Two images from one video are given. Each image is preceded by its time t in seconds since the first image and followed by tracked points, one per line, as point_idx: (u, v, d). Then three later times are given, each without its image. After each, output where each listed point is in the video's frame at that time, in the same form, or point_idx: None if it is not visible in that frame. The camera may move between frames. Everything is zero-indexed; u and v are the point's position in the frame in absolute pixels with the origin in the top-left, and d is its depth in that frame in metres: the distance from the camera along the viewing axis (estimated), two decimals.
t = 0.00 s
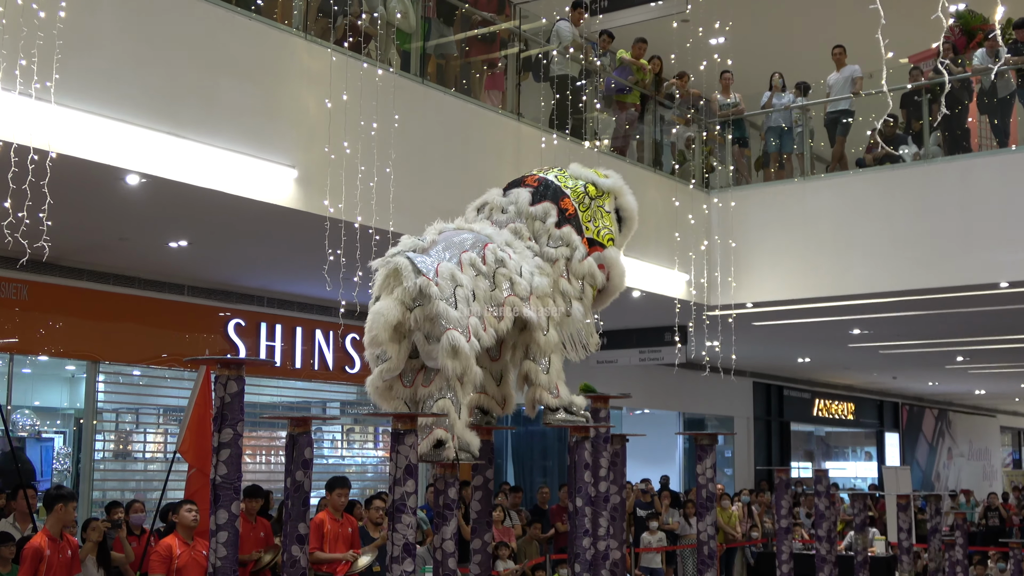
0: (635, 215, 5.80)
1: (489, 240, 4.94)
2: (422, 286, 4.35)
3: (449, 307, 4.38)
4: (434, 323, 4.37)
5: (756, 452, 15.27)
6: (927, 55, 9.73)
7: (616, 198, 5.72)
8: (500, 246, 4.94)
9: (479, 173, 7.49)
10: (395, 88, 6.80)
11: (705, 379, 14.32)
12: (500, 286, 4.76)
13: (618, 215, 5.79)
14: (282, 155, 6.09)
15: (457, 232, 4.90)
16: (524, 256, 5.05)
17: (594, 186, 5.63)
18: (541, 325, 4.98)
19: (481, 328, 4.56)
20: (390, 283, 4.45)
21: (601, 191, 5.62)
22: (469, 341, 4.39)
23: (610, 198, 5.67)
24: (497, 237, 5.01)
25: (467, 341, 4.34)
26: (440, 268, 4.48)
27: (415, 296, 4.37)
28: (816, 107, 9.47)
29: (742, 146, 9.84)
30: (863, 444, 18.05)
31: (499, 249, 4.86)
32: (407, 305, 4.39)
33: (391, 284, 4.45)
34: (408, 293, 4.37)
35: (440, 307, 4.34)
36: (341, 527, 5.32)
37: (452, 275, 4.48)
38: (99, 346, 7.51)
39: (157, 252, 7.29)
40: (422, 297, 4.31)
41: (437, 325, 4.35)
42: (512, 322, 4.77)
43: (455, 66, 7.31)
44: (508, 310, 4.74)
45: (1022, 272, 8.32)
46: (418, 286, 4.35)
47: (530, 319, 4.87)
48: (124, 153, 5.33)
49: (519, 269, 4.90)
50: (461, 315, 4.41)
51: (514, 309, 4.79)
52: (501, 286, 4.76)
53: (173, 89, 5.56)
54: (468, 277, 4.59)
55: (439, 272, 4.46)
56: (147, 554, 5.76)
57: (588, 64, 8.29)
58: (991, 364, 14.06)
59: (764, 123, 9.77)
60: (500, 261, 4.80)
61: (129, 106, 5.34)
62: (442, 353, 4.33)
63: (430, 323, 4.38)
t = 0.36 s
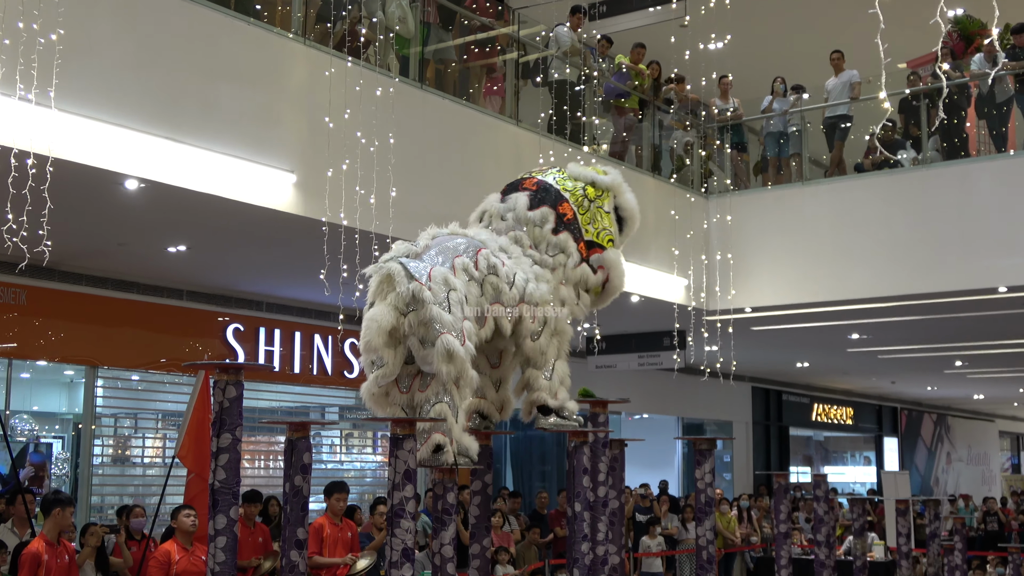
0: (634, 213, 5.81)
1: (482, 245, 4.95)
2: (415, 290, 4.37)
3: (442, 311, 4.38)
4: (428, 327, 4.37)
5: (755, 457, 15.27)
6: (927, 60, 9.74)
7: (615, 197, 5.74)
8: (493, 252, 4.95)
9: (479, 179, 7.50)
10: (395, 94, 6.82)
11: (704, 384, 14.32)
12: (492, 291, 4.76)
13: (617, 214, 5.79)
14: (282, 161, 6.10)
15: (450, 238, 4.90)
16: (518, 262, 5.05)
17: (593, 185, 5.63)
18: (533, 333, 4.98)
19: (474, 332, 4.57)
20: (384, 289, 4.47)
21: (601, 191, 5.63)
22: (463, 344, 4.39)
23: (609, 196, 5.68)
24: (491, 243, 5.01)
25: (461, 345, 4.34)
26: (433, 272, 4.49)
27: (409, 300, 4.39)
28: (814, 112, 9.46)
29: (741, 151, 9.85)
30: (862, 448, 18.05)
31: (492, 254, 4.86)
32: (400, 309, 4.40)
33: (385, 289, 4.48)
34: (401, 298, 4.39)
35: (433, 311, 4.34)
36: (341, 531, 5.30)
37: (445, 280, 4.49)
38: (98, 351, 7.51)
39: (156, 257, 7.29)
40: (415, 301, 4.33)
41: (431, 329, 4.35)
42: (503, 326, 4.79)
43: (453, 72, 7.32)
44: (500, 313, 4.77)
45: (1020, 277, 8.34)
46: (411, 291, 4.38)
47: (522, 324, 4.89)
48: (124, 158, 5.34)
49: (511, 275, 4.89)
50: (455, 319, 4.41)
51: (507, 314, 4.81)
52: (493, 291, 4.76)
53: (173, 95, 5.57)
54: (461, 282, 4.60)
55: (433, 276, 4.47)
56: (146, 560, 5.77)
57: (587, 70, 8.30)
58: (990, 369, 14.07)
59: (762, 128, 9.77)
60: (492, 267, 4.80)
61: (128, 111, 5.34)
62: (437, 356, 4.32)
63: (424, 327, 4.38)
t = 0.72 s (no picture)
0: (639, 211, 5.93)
1: (482, 244, 4.94)
2: (411, 297, 4.35)
3: (439, 317, 4.37)
4: (426, 333, 4.36)
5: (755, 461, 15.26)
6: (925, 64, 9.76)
7: (621, 199, 5.85)
8: (493, 249, 4.94)
9: (479, 183, 7.51)
10: (395, 98, 6.83)
11: (704, 388, 14.32)
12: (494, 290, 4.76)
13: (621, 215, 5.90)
14: (281, 164, 6.10)
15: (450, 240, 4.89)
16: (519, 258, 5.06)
17: (600, 185, 5.74)
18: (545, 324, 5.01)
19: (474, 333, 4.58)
20: (382, 295, 4.45)
21: (608, 192, 5.74)
22: (461, 349, 4.39)
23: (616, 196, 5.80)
24: (490, 241, 5.00)
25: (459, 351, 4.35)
26: (430, 277, 4.47)
27: (405, 307, 4.38)
28: (814, 116, 9.47)
29: (740, 155, 9.85)
30: (862, 452, 18.04)
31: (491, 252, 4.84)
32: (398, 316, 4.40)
33: (383, 295, 4.46)
34: (398, 305, 4.38)
35: (429, 317, 4.33)
36: (341, 535, 5.30)
37: (443, 284, 4.47)
38: (97, 355, 7.50)
39: (156, 261, 7.29)
40: (412, 308, 4.32)
41: (428, 335, 4.34)
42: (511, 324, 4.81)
43: (453, 76, 7.33)
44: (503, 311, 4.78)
45: (1019, 281, 8.34)
46: (408, 297, 4.36)
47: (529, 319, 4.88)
48: (124, 162, 5.34)
49: (512, 271, 4.88)
50: (453, 324, 4.40)
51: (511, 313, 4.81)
52: (494, 289, 4.76)
53: (173, 99, 5.58)
54: (461, 284, 4.59)
55: (430, 281, 4.45)
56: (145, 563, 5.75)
57: (586, 73, 8.36)
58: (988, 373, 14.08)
59: (761, 132, 9.79)
60: (493, 266, 4.79)
61: (128, 115, 5.35)
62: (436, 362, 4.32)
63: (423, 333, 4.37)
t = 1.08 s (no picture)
0: (618, 257, 4.98)
1: (472, 259, 4.30)
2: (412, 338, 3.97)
3: (438, 360, 3.94)
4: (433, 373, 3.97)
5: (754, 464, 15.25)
6: (925, 67, 9.74)
7: (595, 241, 4.90)
8: (482, 265, 4.31)
9: (478, 187, 7.51)
10: (394, 101, 6.83)
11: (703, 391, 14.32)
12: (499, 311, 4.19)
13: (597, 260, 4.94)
14: (281, 167, 6.11)
15: (439, 260, 4.26)
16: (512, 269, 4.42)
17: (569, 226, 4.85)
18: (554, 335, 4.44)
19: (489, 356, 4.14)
20: (385, 342, 4.02)
21: (577, 234, 4.83)
22: (469, 385, 3.96)
23: (588, 240, 4.87)
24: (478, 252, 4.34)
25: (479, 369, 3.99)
26: (425, 319, 4.00)
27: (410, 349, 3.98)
28: (812, 119, 9.43)
29: (739, 158, 9.85)
30: (861, 455, 18.05)
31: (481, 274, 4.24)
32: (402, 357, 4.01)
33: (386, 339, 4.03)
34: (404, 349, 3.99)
35: (431, 361, 3.93)
36: (340, 539, 5.31)
37: (438, 326, 4.00)
38: (95, 358, 7.50)
39: (155, 264, 7.29)
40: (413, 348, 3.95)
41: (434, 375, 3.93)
42: (526, 349, 4.28)
43: (452, 79, 7.34)
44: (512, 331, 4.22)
45: (1018, 284, 8.33)
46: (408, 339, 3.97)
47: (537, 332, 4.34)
48: (123, 165, 5.35)
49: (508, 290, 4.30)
50: (458, 362, 3.97)
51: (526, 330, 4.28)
52: (492, 313, 4.19)
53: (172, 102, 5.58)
54: (457, 322, 4.07)
55: (424, 324, 3.99)
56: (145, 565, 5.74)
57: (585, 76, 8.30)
58: (987, 376, 14.08)
59: (761, 135, 9.73)
60: (485, 287, 4.21)
61: (128, 119, 5.35)
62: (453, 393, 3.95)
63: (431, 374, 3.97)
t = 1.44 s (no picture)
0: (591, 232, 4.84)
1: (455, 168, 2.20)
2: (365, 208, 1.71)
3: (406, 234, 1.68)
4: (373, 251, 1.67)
5: (754, 466, 15.25)
6: (922, 72, 9.79)
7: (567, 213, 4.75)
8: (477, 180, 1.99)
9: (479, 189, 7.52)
10: (395, 102, 6.85)
11: (703, 394, 14.32)
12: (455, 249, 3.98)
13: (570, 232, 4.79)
14: (281, 169, 6.11)
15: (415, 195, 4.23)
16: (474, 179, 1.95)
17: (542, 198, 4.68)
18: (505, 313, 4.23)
19: (428, 241, 1.69)
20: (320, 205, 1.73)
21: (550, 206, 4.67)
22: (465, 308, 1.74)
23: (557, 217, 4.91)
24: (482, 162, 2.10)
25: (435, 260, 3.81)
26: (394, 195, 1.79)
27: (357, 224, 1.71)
28: (812, 121, 9.46)
29: (739, 161, 9.85)
30: (861, 458, 18.05)
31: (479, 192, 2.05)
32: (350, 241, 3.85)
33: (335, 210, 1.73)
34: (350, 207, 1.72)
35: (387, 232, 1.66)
36: (341, 541, 5.30)
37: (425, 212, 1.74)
38: (95, 361, 7.50)
39: (154, 266, 7.28)
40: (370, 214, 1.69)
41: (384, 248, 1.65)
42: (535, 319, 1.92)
43: (452, 80, 7.35)
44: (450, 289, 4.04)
45: (1018, 286, 8.33)
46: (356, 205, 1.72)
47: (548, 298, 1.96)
48: (122, 168, 5.36)
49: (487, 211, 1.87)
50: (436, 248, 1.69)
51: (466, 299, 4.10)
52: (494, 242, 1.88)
53: (171, 105, 5.57)
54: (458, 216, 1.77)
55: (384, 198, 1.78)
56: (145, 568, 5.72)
57: (585, 79, 8.30)
58: (987, 379, 14.07)
59: (760, 138, 9.77)
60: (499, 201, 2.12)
61: (128, 121, 5.35)
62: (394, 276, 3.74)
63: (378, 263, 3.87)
